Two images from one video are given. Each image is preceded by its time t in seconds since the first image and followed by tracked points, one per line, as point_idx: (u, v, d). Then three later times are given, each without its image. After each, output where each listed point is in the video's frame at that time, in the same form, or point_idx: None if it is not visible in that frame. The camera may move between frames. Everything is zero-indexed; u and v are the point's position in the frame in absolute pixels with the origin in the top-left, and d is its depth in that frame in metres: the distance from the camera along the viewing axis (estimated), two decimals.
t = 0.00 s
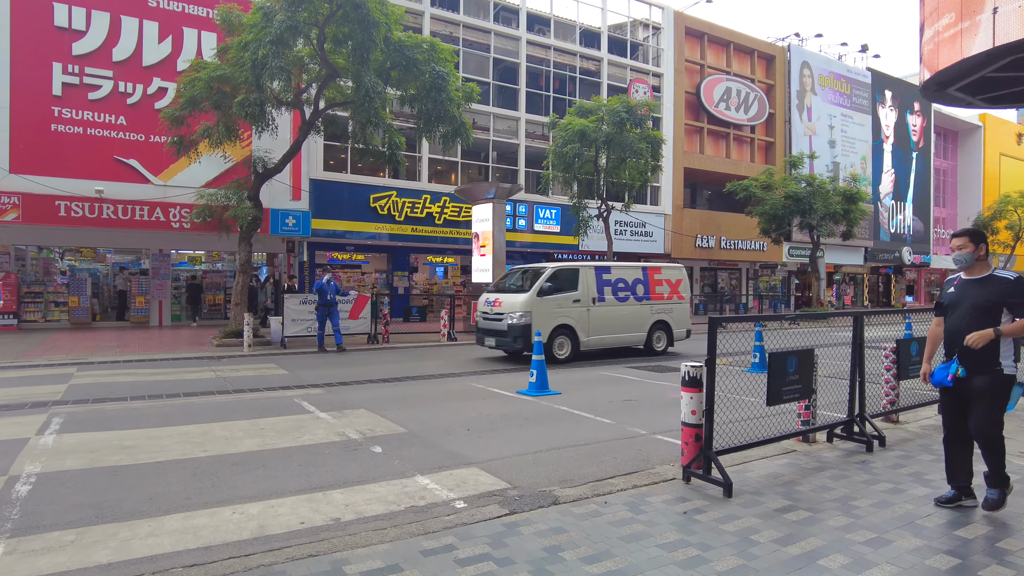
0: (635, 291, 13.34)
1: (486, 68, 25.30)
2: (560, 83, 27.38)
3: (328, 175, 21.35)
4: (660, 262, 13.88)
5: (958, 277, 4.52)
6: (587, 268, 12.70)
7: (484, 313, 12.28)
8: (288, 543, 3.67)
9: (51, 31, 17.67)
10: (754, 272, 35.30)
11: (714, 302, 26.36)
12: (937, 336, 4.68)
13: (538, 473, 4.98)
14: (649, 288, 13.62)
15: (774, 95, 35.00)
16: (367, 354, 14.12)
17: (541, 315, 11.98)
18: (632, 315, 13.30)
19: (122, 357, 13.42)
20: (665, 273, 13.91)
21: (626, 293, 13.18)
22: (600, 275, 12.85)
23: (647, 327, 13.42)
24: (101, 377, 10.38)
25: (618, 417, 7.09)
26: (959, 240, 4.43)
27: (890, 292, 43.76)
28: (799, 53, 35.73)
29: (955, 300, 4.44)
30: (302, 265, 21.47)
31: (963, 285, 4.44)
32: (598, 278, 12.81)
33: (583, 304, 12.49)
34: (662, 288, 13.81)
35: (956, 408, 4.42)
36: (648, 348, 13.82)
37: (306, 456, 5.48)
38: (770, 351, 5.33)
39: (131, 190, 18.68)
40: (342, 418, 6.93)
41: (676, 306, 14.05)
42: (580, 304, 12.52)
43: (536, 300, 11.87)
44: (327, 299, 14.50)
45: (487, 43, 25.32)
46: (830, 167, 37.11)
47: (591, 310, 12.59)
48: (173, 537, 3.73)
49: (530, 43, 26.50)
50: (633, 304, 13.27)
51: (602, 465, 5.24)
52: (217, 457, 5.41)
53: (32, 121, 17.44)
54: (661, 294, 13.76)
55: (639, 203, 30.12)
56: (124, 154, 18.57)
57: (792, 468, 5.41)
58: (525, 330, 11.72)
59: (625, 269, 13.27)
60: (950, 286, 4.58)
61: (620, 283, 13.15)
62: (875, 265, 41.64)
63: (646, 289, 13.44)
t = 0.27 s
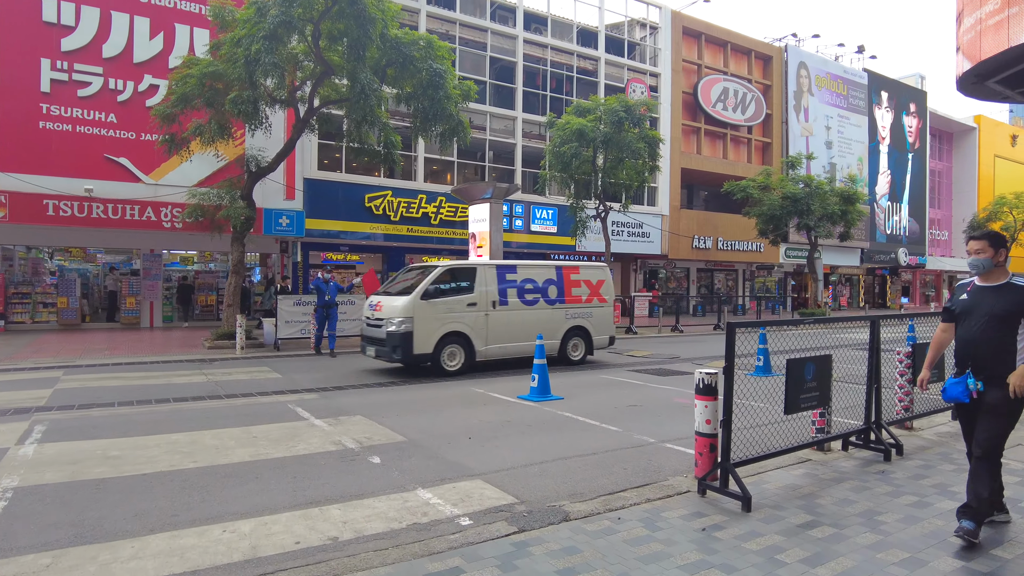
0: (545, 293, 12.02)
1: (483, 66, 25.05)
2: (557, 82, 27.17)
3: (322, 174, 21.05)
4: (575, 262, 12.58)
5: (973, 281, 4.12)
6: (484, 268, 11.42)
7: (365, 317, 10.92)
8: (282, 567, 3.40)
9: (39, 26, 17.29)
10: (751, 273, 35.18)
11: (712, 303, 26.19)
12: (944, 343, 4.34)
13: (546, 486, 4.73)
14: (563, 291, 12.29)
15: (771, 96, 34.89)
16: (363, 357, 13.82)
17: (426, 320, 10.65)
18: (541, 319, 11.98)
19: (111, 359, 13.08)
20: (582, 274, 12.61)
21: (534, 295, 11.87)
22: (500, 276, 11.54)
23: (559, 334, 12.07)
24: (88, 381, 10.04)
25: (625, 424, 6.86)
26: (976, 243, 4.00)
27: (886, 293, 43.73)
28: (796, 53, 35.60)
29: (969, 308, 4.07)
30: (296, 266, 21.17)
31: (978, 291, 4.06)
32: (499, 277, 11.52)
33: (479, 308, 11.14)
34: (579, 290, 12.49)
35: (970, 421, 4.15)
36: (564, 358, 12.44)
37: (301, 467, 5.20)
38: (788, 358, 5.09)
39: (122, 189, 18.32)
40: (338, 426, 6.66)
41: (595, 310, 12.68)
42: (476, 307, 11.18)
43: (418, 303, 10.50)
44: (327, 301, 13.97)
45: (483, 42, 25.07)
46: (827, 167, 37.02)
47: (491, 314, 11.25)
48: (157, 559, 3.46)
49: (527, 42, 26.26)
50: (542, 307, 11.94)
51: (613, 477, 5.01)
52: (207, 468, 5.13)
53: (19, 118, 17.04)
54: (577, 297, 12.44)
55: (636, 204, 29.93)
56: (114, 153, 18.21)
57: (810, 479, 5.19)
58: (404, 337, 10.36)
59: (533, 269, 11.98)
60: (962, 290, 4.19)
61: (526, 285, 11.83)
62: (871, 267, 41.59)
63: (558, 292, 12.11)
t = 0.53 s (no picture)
0: (429, 290, 10.08)
1: (481, 63, 24.77)
2: (556, 79, 26.92)
3: (319, 172, 20.76)
4: (470, 255, 10.63)
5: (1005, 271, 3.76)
6: (351, 260, 9.48)
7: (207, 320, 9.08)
8: None
9: (29, 19, 16.94)
10: (750, 272, 34.99)
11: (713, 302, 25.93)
12: (970, 340, 3.96)
13: (557, 492, 4.46)
14: (452, 288, 10.33)
15: (771, 94, 34.69)
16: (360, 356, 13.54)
17: (268, 323, 8.70)
18: (424, 320, 10.05)
19: (101, 359, 12.75)
20: (479, 269, 10.68)
21: (415, 293, 9.92)
22: (370, 271, 9.59)
23: (445, 339, 10.17)
24: (77, 381, 9.73)
25: (634, 425, 6.60)
26: (1012, 228, 3.65)
27: (885, 292, 43.60)
28: (796, 51, 35.39)
29: (993, 299, 3.71)
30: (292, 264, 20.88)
31: (1008, 281, 3.69)
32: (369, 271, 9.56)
33: (339, 308, 9.22)
34: (472, 288, 10.55)
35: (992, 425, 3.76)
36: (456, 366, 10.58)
37: (296, 471, 4.92)
38: (810, 356, 4.83)
39: (115, 186, 18.00)
40: (336, 427, 6.37)
41: (494, 310, 10.78)
42: (337, 308, 9.23)
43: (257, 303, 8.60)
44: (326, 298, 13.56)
45: (482, 38, 24.80)
46: (826, 166, 36.83)
47: (357, 316, 9.35)
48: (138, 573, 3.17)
49: (526, 39, 25.98)
50: (423, 307, 9.99)
51: (626, 481, 4.76)
52: (197, 472, 4.84)
53: (9, 113, 16.70)
54: (470, 295, 10.51)
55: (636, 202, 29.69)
56: (106, 149, 17.88)
57: (833, 483, 4.94)
58: (238, 343, 8.50)
59: (417, 262, 10.03)
60: (989, 279, 3.82)
61: (402, 281, 9.86)
62: (870, 266, 41.44)
63: (445, 288, 10.18)
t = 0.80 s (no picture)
0: (265, 290, 8.22)
1: (479, 61, 24.50)
2: (555, 77, 26.66)
3: (315, 170, 20.46)
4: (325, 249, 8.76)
5: None
6: (162, 255, 7.72)
7: None
8: None
9: (19, 14, 16.59)
10: (750, 271, 34.79)
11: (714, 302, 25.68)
12: (998, 346, 3.53)
13: (570, 507, 4.20)
14: (298, 289, 8.46)
15: (770, 92, 34.51)
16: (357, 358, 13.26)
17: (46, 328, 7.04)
18: (263, 327, 8.21)
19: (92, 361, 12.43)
20: (336, 266, 8.80)
21: (247, 294, 8.08)
22: (186, 268, 7.78)
23: (287, 350, 8.33)
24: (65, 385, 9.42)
25: (644, 432, 6.36)
26: None
27: (884, 292, 43.46)
28: (795, 50, 35.21)
29: None
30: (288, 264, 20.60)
31: None
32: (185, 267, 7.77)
33: (142, 311, 7.47)
34: (325, 288, 8.67)
35: None
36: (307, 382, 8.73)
37: (294, 484, 4.63)
38: (836, 361, 4.59)
39: (108, 185, 17.69)
40: (335, 435, 6.10)
41: (355, 315, 8.92)
42: (140, 311, 7.48)
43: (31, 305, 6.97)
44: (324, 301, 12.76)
45: (480, 36, 24.52)
46: (826, 165, 36.67)
47: (166, 322, 7.59)
48: None
49: (524, 36, 25.74)
50: (258, 312, 8.13)
51: (642, 495, 4.51)
52: (188, 484, 4.57)
53: None
54: (323, 297, 8.64)
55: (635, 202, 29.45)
56: (99, 147, 17.56)
57: (859, 494, 4.69)
58: (1, 354, 6.83)
59: (249, 258, 8.17)
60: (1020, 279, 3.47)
61: (230, 279, 7.99)
62: (869, 265, 41.29)
63: (288, 290, 8.32)
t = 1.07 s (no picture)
0: (32, 287, 6.83)
1: (478, 57, 24.23)
2: (554, 75, 26.42)
3: (311, 168, 20.18)
4: (119, 237, 7.36)
5: None
6: None
7: None
8: None
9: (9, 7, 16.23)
10: (749, 271, 34.62)
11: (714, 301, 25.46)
12: None
13: (589, 516, 3.95)
14: (80, 282, 7.08)
15: (770, 90, 34.34)
16: (355, 358, 12.97)
17: None
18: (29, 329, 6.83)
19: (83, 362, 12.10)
20: (131, 258, 7.39)
21: (4, 291, 6.69)
22: None
23: (60, 358, 6.90)
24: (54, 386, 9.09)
25: (657, 436, 6.12)
26: None
27: (882, 291, 43.36)
28: (794, 49, 35.06)
29: None
30: (284, 263, 20.33)
31: None
32: None
33: None
34: (115, 284, 7.27)
35: None
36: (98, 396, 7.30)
37: (294, 491, 4.37)
38: (867, 362, 4.36)
39: (100, 181, 17.37)
40: (335, 439, 5.83)
41: (155, 316, 7.47)
42: None
43: None
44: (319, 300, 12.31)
45: (479, 32, 24.25)
46: (824, 164, 36.53)
47: None
48: None
49: (523, 33, 25.49)
50: (19, 309, 6.75)
51: (663, 503, 4.27)
52: (181, 492, 4.30)
53: None
54: (111, 295, 7.24)
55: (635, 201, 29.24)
56: (91, 143, 17.23)
57: (890, 501, 4.46)
58: None
59: (7, 248, 6.77)
60: None
61: None
62: (868, 265, 41.18)
63: (64, 283, 6.95)
